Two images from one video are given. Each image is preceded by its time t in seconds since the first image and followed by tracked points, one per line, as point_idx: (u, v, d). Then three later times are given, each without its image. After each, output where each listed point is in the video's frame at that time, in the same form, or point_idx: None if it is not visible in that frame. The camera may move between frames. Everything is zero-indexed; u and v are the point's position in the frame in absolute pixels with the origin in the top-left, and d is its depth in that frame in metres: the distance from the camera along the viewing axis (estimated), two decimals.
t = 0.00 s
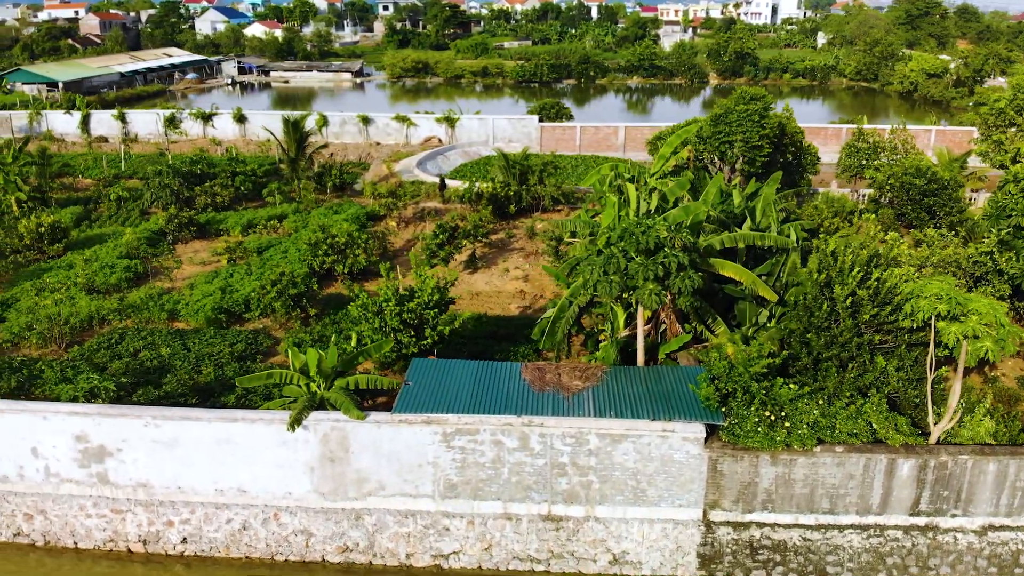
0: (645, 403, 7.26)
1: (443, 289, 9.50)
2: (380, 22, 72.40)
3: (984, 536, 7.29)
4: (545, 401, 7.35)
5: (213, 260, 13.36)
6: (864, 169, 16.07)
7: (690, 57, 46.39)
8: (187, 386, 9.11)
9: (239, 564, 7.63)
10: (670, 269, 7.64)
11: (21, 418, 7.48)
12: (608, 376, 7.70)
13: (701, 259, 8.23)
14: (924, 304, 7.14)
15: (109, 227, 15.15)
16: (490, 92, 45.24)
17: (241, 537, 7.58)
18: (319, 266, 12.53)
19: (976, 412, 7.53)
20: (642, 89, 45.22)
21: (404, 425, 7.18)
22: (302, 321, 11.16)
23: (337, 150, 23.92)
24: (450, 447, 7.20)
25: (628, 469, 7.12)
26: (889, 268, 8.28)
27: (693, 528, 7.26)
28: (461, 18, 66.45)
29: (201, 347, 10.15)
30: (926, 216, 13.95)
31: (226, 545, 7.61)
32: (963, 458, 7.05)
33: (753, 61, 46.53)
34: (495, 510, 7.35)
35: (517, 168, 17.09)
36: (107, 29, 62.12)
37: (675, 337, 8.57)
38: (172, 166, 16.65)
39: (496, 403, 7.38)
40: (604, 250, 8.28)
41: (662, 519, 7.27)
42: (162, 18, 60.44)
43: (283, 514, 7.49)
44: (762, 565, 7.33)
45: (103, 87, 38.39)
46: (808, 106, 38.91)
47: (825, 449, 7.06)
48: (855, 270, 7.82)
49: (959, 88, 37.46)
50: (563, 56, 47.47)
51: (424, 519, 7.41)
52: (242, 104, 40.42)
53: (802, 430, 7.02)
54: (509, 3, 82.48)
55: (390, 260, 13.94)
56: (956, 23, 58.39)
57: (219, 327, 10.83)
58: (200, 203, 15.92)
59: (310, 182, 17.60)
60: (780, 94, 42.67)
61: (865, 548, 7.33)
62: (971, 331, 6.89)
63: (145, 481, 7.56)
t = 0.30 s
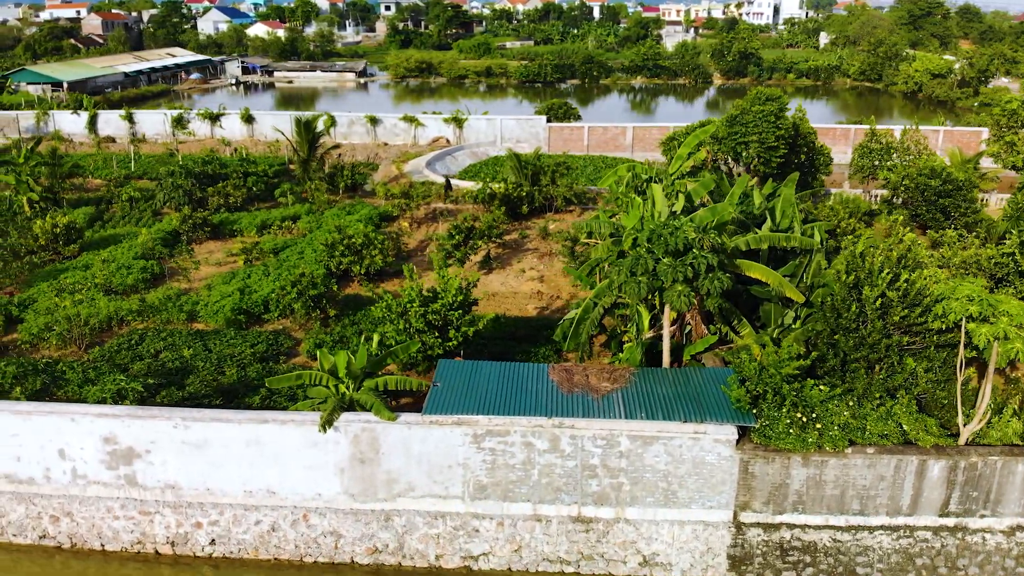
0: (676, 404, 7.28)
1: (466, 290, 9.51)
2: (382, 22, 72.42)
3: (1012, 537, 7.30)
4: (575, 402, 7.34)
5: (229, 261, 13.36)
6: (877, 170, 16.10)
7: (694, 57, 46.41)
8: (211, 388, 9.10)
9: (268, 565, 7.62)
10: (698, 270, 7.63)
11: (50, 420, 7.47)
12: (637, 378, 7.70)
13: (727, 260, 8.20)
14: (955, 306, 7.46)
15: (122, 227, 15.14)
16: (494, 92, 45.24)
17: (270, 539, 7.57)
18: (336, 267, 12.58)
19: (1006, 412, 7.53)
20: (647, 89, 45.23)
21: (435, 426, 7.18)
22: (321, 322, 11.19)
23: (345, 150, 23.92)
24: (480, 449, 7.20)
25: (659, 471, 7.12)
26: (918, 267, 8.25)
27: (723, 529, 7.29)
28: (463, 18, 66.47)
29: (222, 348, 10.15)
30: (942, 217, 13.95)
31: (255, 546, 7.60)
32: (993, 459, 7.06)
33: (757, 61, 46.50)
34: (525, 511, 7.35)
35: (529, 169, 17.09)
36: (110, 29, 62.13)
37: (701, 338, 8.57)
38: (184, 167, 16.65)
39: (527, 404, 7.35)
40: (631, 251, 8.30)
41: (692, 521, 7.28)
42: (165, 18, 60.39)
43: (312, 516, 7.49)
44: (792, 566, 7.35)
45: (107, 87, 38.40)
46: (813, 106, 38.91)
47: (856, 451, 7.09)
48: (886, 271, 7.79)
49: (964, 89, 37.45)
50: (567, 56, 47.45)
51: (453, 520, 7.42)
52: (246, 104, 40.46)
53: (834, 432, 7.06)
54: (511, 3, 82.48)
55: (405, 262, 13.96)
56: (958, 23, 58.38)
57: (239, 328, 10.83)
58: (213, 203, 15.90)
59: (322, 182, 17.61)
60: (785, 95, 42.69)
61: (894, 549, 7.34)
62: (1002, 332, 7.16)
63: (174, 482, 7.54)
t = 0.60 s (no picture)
0: (708, 405, 7.28)
1: (490, 291, 9.52)
2: (384, 22, 72.43)
3: None
4: (606, 403, 7.33)
5: (245, 262, 13.35)
6: (890, 171, 16.14)
7: (698, 57, 46.44)
8: (235, 389, 9.10)
9: (298, 567, 7.62)
10: (728, 271, 7.63)
11: (79, 421, 7.46)
12: (666, 379, 7.71)
13: (755, 261, 8.22)
14: (987, 308, 7.30)
15: (136, 228, 15.13)
16: (498, 92, 45.25)
17: (300, 541, 7.57)
18: (353, 268, 12.61)
19: None
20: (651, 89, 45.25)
21: (467, 428, 7.18)
22: (341, 324, 11.22)
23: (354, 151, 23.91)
24: (511, 450, 7.20)
25: (690, 473, 7.14)
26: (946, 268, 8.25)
27: (754, 531, 7.33)
28: (465, 18, 66.47)
29: (244, 349, 10.15)
30: (957, 218, 13.99)
31: (285, 548, 7.60)
32: None
33: (761, 62, 46.48)
34: (556, 513, 7.35)
35: (541, 170, 17.10)
36: (112, 29, 62.09)
37: (727, 340, 8.59)
38: (197, 168, 16.65)
39: (557, 405, 7.35)
40: (658, 252, 8.31)
41: (724, 522, 7.32)
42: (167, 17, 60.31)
43: (343, 517, 7.50)
44: (823, 567, 7.41)
45: (112, 87, 38.38)
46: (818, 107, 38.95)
47: (888, 452, 7.11)
48: (916, 273, 7.78)
49: (969, 89, 37.47)
50: (571, 56, 47.44)
51: (484, 521, 7.42)
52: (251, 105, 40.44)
53: (866, 434, 7.10)
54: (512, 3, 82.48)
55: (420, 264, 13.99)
56: (960, 23, 58.43)
57: (260, 329, 10.84)
58: (227, 204, 15.87)
59: (333, 183, 17.62)
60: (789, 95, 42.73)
61: (924, 550, 7.36)
62: None
63: (204, 484, 7.53)
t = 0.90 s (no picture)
0: (740, 407, 7.28)
1: (514, 292, 9.52)
2: (386, 22, 72.42)
3: None
4: (638, 405, 7.32)
5: (262, 263, 13.36)
6: (904, 171, 16.18)
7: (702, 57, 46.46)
8: (261, 390, 9.11)
9: (329, 569, 7.62)
10: (759, 273, 7.64)
11: (109, 423, 7.44)
12: (696, 381, 7.71)
13: (784, 263, 8.23)
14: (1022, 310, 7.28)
15: (150, 228, 15.12)
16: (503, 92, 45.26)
17: (331, 542, 7.57)
18: (370, 269, 12.64)
19: None
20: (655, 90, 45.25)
21: (498, 430, 7.17)
22: (362, 325, 11.25)
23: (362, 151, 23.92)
24: (543, 452, 7.19)
25: (723, 475, 7.17)
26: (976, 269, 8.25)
27: (786, 532, 7.35)
28: (467, 18, 66.46)
29: (267, 350, 10.17)
30: (972, 218, 14.03)
31: (316, 550, 7.60)
32: None
33: (765, 61, 46.43)
34: (588, 515, 7.34)
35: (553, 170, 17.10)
36: (114, 29, 62.07)
37: (754, 341, 8.60)
38: (211, 169, 16.65)
39: (589, 406, 7.34)
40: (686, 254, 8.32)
41: (755, 524, 7.35)
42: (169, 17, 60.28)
43: (374, 519, 7.50)
44: (855, 568, 7.42)
45: (117, 87, 38.38)
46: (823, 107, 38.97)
47: (920, 453, 7.11)
48: (948, 274, 7.77)
49: (974, 89, 37.52)
50: (576, 56, 47.41)
51: (515, 523, 7.41)
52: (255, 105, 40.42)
53: (899, 434, 7.09)
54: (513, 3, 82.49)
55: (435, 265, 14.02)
56: (962, 23, 58.48)
57: (281, 330, 10.86)
58: (241, 205, 15.84)
59: (346, 184, 17.64)
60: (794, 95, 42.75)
61: (955, 550, 7.36)
62: None
63: (234, 486, 7.52)
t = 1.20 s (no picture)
0: (774, 409, 7.30)
1: (539, 294, 9.54)
2: (388, 22, 72.41)
3: None
4: (670, 407, 7.32)
5: (279, 264, 13.39)
6: (918, 172, 16.22)
7: (706, 57, 46.47)
8: (287, 391, 9.12)
9: (360, 571, 7.61)
10: (790, 275, 7.67)
11: (141, 425, 7.43)
12: (727, 383, 7.72)
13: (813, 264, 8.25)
14: None
15: (165, 229, 15.12)
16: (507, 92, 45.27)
17: (362, 544, 7.57)
18: (388, 270, 12.68)
19: None
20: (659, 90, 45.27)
21: (531, 432, 7.16)
22: (382, 326, 11.29)
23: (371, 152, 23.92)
24: (576, 454, 7.19)
25: (756, 477, 7.20)
26: (1006, 271, 8.23)
27: (819, 534, 7.38)
28: (470, 18, 66.47)
29: (290, 352, 10.20)
30: (988, 219, 14.05)
31: (347, 551, 7.59)
32: None
33: (769, 62, 46.44)
34: (620, 517, 7.34)
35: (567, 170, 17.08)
36: (117, 30, 62.06)
37: (781, 343, 8.64)
38: (225, 170, 16.66)
39: (622, 408, 7.34)
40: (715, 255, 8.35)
41: (788, 525, 7.37)
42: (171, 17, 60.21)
43: (406, 521, 7.51)
44: (886, 570, 7.43)
45: (121, 87, 38.38)
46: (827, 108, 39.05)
47: (953, 455, 7.14)
48: (980, 276, 7.72)
49: (979, 89, 37.59)
50: (580, 56, 47.41)
51: (547, 525, 7.41)
52: (260, 105, 40.40)
53: (932, 436, 7.11)
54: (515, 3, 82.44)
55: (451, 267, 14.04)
56: (965, 23, 58.57)
57: (303, 332, 10.89)
58: (255, 206, 15.82)
59: (358, 185, 17.66)
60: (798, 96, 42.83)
61: (986, 551, 7.37)
62: None
63: (266, 488, 7.53)
